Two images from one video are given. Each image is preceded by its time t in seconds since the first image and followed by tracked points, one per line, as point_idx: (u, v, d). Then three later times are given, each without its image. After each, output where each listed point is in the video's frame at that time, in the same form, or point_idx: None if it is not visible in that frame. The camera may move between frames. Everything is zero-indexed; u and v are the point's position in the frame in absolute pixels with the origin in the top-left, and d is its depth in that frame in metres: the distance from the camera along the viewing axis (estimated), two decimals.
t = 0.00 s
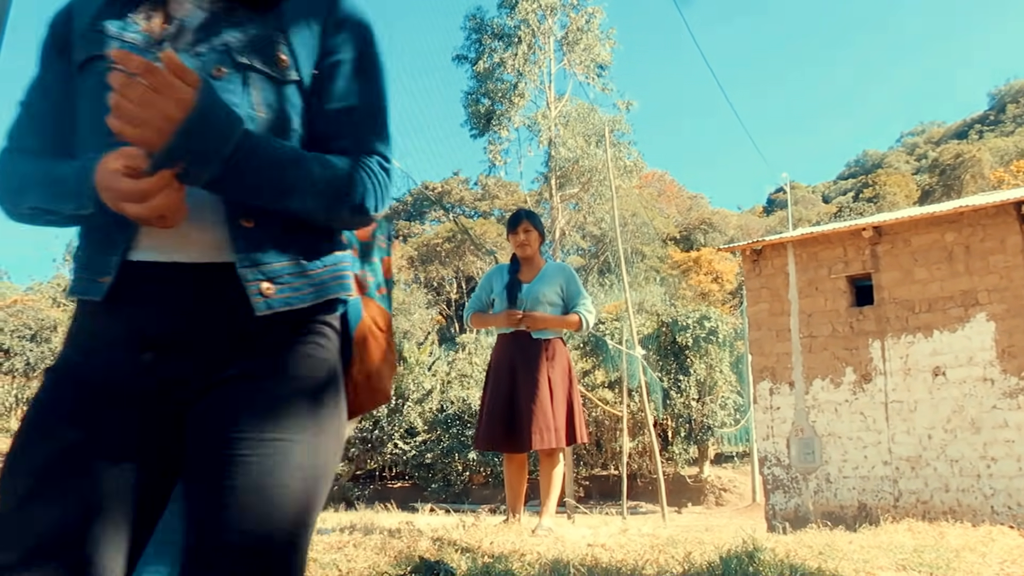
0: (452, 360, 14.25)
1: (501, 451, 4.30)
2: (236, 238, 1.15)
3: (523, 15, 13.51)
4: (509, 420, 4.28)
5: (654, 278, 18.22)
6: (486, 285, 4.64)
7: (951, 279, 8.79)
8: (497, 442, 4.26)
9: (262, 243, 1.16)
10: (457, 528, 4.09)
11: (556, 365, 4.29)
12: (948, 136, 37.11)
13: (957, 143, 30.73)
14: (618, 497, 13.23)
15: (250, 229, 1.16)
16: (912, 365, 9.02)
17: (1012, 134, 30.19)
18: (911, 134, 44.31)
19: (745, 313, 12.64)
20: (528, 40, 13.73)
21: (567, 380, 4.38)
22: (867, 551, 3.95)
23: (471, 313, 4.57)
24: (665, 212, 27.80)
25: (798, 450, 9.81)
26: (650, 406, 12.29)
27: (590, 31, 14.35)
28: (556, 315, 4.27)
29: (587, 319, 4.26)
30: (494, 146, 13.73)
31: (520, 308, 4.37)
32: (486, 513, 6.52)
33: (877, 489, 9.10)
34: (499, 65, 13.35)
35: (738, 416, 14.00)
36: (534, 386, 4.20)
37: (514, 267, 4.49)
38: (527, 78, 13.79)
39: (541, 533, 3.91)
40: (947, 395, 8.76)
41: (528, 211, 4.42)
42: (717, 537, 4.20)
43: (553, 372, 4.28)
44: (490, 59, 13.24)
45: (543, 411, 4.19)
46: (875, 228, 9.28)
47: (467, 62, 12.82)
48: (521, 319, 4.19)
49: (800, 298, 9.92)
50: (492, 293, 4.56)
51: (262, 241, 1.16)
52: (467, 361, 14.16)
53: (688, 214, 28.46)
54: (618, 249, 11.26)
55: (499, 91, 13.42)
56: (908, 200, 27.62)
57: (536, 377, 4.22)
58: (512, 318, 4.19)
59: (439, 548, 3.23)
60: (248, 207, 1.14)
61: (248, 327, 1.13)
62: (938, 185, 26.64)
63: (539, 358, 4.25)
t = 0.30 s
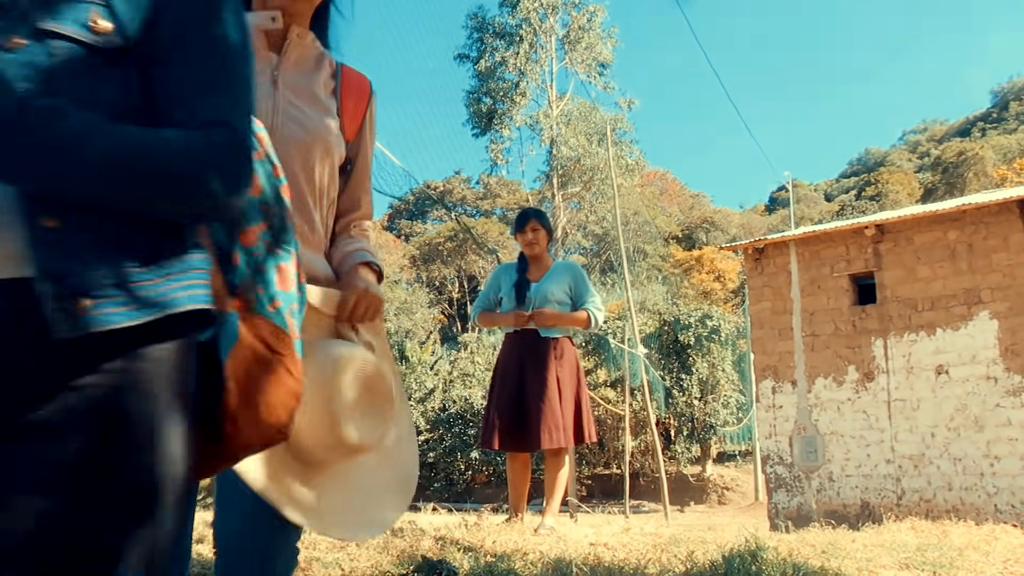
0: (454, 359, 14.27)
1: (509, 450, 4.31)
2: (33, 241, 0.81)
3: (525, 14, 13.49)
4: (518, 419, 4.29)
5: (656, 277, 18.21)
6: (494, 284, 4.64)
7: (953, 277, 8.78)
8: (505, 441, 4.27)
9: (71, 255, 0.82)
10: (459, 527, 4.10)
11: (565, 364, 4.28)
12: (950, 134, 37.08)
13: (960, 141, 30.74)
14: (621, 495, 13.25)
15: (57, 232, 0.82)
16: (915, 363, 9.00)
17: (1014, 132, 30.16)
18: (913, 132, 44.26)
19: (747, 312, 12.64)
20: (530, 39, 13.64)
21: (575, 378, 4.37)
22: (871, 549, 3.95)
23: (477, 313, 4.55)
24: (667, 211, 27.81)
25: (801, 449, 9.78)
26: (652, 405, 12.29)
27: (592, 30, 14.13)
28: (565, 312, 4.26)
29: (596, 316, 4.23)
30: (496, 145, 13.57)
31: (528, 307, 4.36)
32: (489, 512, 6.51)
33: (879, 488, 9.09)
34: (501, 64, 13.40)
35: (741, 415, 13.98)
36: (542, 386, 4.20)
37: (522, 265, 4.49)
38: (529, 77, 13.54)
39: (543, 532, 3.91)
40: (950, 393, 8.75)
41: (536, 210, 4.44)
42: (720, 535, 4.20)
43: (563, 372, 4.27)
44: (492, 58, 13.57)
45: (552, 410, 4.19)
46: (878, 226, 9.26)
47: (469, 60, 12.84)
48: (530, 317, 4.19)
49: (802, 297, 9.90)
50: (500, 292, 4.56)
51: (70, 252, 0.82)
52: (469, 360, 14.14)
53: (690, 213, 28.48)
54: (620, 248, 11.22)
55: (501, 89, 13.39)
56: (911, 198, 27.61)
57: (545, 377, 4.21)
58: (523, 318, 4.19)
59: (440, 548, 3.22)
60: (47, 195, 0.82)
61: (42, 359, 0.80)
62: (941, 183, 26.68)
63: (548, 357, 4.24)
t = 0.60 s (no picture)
0: (456, 359, 14.26)
1: (516, 449, 4.31)
2: None
3: (528, 12, 13.48)
4: (526, 419, 4.29)
5: (658, 276, 18.21)
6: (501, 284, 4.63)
7: (956, 277, 8.77)
8: (512, 441, 4.28)
9: None
10: (461, 527, 4.10)
11: (573, 363, 4.28)
12: (953, 133, 37.03)
13: (963, 141, 30.71)
14: (624, 495, 13.26)
15: None
16: (918, 363, 9.00)
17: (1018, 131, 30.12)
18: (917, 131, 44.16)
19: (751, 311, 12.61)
20: (532, 38, 13.61)
21: (583, 378, 4.37)
22: (873, 549, 3.95)
23: (484, 312, 4.54)
24: (670, 210, 27.81)
25: (803, 448, 9.76)
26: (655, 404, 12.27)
27: (595, 28, 14.08)
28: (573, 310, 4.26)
29: (603, 316, 4.24)
30: (499, 145, 13.55)
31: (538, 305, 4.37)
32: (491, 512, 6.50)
33: (882, 487, 9.08)
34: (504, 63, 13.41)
35: (744, 414, 13.95)
36: (550, 386, 4.20)
37: (531, 265, 4.48)
38: (532, 77, 13.50)
39: (545, 532, 3.91)
40: (953, 392, 8.74)
41: (545, 210, 4.46)
42: (723, 535, 4.21)
43: (570, 371, 4.27)
44: (495, 57, 13.60)
45: (560, 409, 4.20)
46: (881, 225, 9.25)
47: (472, 59, 12.83)
48: (538, 317, 4.17)
49: (805, 296, 9.89)
50: (508, 291, 4.55)
51: None
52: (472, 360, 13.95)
53: (693, 212, 28.45)
54: (624, 249, 11.11)
55: (503, 89, 13.42)
56: (914, 197, 27.57)
57: (553, 377, 4.21)
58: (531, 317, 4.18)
59: (442, 548, 3.22)
60: None
61: None
62: (944, 182, 26.66)
63: (556, 357, 4.24)
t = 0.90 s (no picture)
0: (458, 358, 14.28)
1: (518, 448, 4.30)
2: None
3: (530, 12, 13.49)
4: (530, 417, 4.29)
5: (661, 275, 18.20)
6: (506, 283, 4.60)
7: (959, 276, 8.76)
8: (517, 440, 4.27)
9: None
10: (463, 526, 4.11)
11: (577, 363, 4.29)
12: (956, 132, 36.98)
13: (966, 140, 30.70)
14: (626, 494, 13.27)
15: None
16: (921, 363, 8.99)
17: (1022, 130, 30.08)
18: (920, 130, 44.08)
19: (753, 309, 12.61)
20: (535, 38, 13.61)
21: (588, 379, 4.37)
22: (875, 549, 3.94)
23: (491, 311, 4.52)
24: (672, 209, 27.81)
25: (806, 448, 9.75)
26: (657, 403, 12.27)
27: (597, 28, 14.09)
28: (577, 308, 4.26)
29: (609, 315, 4.24)
30: (501, 144, 13.59)
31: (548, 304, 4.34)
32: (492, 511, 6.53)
33: (884, 487, 9.07)
34: (506, 63, 13.43)
35: (746, 414, 13.94)
36: (555, 384, 4.21)
37: (534, 264, 4.47)
38: (534, 76, 13.54)
39: (547, 531, 3.91)
40: (956, 392, 8.73)
41: (549, 209, 4.44)
42: (725, 535, 4.21)
43: (575, 369, 4.29)
44: (498, 57, 13.56)
45: (565, 408, 4.20)
46: (883, 225, 9.24)
47: (474, 58, 12.87)
48: (544, 313, 4.18)
49: (808, 296, 9.88)
50: (513, 290, 4.53)
51: None
52: (474, 359, 14.16)
53: (695, 211, 28.46)
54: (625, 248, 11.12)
55: (506, 88, 13.40)
56: (917, 196, 27.53)
57: (558, 375, 4.22)
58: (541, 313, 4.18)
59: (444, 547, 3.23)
60: None
61: None
62: (947, 182, 26.62)
63: (561, 355, 4.25)
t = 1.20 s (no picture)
0: (460, 358, 14.28)
1: (519, 447, 4.30)
2: None
3: (532, 11, 13.49)
4: (531, 416, 4.29)
5: (662, 275, 18.19)
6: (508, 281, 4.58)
7: (961, 277, 8.75)
8: (517, 439, 4.28)
9: None
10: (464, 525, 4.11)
11: (579, 363, 4.30)
12: (958, 132, 36.96)
13: (967, 140, 30.71)
14: (627, 494, 13.28)
15: None
16: (922, 363, 8.98)
17: None
18: (922, 130, 44.07)
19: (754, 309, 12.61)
20: (536, 38, 13.60)
21: (589, 379, 4.38)
22: (876, 549, 3.95)
23: (492, 310, 4.49)
24: (673, 209, 27.80)
25: (807, 448, 9.74)
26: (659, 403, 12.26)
27: (599, 28, 14.09)
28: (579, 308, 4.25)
29: (610, 316, 4.25)
30: (503, 144, 13.62)
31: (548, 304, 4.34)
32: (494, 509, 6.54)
33: (886, 487, 9.07)
34: (508, 62, 13.43)
35: (747, 414, 13.94)
36: (556, 383, 4.22)
37: (538, 263, 4.47)
38: (536, 76, 13.55)
39: (548, 531, 3.91)
40: (957, 392, 8.72)
41: (553, 208, 4.44)
42: (726, 535, 4.21)
43: (576, 369, 4.30)
44: (499, 57, 13.55)
45: (566, 408, 4.21)
46: (885, 225, 9.24)
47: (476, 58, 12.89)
48: (546, 313, 4.19)
49: (809, 296, 9.87)
50: (516, 289, 4.51)
51: None
52: (475, 359, 14.21)
53: (696, 211, 28.48)
54: (626, 247, 11.10)
55: (507, 88, 13.41)
56: (918, 196, 27.51)
57: (559, 375, 4.23)
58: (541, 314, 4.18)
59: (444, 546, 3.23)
60: None
61: None
62: (949, 182, 26.63)
63: (562, 354, 4.25)
